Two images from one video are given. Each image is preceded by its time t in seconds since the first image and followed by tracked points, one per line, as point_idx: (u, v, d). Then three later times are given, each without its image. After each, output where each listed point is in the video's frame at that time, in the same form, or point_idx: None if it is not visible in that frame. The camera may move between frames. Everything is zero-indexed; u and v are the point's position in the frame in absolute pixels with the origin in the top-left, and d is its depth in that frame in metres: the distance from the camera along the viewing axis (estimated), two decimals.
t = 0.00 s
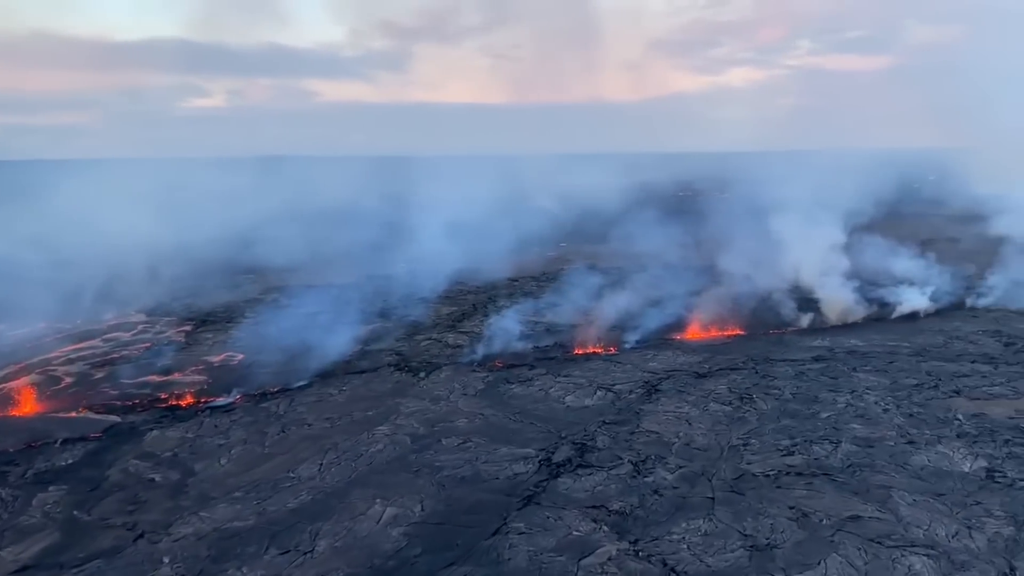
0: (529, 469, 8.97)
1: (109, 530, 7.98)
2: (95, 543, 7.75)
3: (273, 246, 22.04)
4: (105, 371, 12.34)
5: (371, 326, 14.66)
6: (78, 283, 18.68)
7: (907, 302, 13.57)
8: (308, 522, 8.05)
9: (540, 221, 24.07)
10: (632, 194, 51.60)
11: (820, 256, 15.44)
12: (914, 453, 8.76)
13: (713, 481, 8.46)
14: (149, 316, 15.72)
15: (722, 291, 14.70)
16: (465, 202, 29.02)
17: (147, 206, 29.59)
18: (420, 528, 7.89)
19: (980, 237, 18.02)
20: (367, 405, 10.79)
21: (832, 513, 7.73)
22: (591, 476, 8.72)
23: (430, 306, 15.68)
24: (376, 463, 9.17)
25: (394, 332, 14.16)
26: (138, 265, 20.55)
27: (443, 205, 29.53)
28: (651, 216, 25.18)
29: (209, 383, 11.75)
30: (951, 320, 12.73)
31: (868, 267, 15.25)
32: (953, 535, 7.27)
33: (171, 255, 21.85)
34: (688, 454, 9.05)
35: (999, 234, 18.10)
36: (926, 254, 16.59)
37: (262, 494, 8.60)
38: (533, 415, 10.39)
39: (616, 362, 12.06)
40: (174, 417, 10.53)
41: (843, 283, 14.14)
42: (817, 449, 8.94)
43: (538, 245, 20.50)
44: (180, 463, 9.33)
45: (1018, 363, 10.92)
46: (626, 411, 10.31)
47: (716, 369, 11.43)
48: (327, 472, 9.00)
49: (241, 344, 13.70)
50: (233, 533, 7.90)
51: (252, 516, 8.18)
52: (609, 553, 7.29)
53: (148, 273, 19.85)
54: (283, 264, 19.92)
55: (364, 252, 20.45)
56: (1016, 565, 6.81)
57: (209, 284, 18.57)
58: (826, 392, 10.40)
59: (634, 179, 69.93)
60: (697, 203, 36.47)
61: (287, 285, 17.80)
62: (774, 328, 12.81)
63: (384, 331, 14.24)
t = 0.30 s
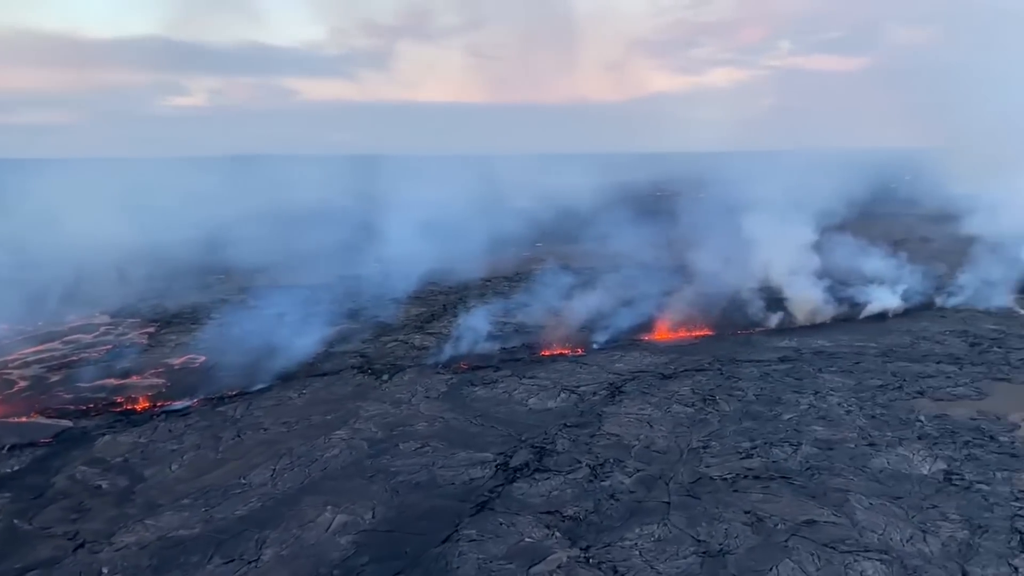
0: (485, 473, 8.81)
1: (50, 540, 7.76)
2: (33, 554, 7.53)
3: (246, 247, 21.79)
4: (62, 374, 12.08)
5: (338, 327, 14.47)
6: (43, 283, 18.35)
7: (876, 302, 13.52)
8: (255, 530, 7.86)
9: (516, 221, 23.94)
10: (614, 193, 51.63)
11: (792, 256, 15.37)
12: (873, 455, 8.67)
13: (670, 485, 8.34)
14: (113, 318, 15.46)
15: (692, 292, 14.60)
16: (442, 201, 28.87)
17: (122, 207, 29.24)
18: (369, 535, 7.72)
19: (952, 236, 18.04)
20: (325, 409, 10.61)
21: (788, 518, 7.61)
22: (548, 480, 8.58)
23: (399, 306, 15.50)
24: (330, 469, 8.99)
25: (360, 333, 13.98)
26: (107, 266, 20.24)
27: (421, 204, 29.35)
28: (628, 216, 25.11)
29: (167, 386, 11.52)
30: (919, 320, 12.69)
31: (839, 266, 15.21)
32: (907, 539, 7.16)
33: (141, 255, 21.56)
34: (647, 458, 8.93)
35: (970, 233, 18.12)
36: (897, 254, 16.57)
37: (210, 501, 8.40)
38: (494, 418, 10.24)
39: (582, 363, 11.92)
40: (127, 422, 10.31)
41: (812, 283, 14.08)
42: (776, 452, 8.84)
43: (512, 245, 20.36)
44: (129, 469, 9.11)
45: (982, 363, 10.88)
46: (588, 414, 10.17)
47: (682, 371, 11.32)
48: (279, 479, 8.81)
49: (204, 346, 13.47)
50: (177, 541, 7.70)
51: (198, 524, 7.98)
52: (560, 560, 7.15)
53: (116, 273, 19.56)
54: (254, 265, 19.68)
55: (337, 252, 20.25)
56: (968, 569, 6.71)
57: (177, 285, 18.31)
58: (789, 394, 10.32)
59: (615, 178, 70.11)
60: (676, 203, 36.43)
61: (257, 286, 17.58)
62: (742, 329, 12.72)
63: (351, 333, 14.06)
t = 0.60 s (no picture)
0: (441, 480, 8.63)
1: None
2: None
3: (218, 247, 21.53)
4: (17, 379, 11.80)
5: (305, 328, 14.25)
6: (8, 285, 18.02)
7: (848, 302, 13.42)
8: (200, 539, 7.64)
9: (493, 221, 23.76)
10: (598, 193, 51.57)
11: (764, 257, 15.26)
12: (835, 459, 8.55)
13: (627, 490, 8.18)
14: (77, 321, 15.17)
15: (664, 293, 14.47)
16: (421, 201, 28.67)
17: (96, 208, 28.86)
18: (317, 545, 7.52)
19: (926, 236, 18.00)
20: (284, 414, 10.40)
21: (744, 524, 7.46)
22: (504, 486, 8.40)
23: (369, 307, 15.29)
24: (283, 476, 8.78)
25: (326, 335, 13.76)
26: (75, 267, 19.91)
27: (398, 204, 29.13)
28: (607, 215, 24.98)
29: (123, 391, 11.28)
30: (889, 320, 12.60)
31: (812, 267, 15.11)
32: (864, 545, 7.02)
33: (113, 256, 21.26)
34: (607, 462, 8.77)
35: (945, 233, 18.09)
36: (871, 253, 16.50)
37: (157, 510, 8.18)
38: (455, 422, 10.05)
39: (548, 365, 11.75)
40: (79, 428, 10.07)
41: (784, 283, 13.96)
42: (737, 455, 8.70)
43: (487, 245, 20.18)
44: (76, 477, 8.87)
45: (950, 364, 10.79)
46: (551, 417, 10.01)
47: (648, 373, 11.17)
48: (229, 486, 8.60)
49: (166, 349, 13.22)
50: (118, 552, 7.47)
51: (142, 534, 7.75)
52: (509, 570, 6.97)
53: (85, 274, 19.24)
54: (226, 266, 19.41)
55: (310, 252, 20.00)
56: None
57: (146, 286, 18.02)
58: (755, 396, 10.19)
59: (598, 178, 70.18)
60: (657, 203, 36.36)
61: (227, 287, 17.32)
62: (712, 330, 12.59)
63: (317, 334, 13.84)
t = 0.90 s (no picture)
0: (406, 486, 8.46)
1: None
2: None
3: (197, 249, 21.33)
4: None
5: (279, 330, 14.07)
6: None
7: (826, 302, 13.31)
8: (156, 549, 7.45)
9: (476, 221, 23.62)
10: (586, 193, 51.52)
11: (744, 257, 15.16)
12: (805, 462, 8.42)
13: (594, 496, 8.03)
14: (48, 324, 14.96)
15: (642, 294, 14.34)
16: (404, 202, 28.52)
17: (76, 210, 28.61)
18: (275, 553, 7.34)
19: (907, 236, 17.94)
20: (251, 418, 10.22)
21: (711, 529, 7.33)
22: (470, 492, 8.24)
23: (345, 309, 15.12)
24: (245, 483, 8.61)
25: (300, 337, 13.59)
26: (50, 268, 19.66)
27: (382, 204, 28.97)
28: (590, 216, 24.87)
29: (89, 395, 11.08)
30: (867, 320, 12.50)
31: (791, 267, 15.02)
32: (831, 551, 6.89)
33: (90, 257, 21.04)
34: (575, 466, 8.63)
35: (925, 233, 18.04)
36: (851, 253, 16.41)
37: (113, 519, 7.98)
38: (424, 427, 9.89)
39: (522, 368, 11.60)
40: (40, 434, 9.87)
41: (762, 283, 13.85)
42: (707, 459, 8.57)
43: (468, 246, 20.04)
44: (34, 485, 8.67)
45: (926, 365, 10.69)
46: (522, 421, 9.85)
47: (623, 375, 11.03)
48: (190, 494, 8.41)
49: (136, 352, 13.03)
50: (69, 563, 7.27)
51: (96, 543, 7.55)
52: None
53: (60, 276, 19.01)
54: (203, 267, 19.20)
55: (289, 254, 19.81)
56: None
57: (121, 288, 17.81)
58: (728, 398, 10.06)
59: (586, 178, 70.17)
60: (643, 203, 36.31)
61: (203, 288, 17.13)
62: (688, 331, 12.46)
63: (290, 337, 13.66)
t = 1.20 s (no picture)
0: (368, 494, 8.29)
1: None
2: None
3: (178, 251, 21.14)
4: None
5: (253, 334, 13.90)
6: None
7: (805, 303, 13.18)
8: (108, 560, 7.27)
9: (459, 223, 23.51)
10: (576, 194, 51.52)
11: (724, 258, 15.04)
12: (774, 468, 8.27)
13: (558, 504, 7.87)
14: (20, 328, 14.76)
15: (621, 296, 14.20)
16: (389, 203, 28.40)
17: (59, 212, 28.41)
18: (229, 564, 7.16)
19: (888, 236, 17.87)
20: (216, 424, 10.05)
21: (674, 538, 7.17)
22: (431, 501, 8.07)
23: (321, 312, 14.97)
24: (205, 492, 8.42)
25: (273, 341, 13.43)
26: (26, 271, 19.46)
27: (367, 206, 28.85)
28: (573, 217, 24.78)
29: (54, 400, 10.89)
30: (845, 322, 12.37)
31: (771, 267, 14.90)
32: (794, 560, 6.73)
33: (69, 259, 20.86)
34: (540, 473, 8.47)
35: (906, 233, 17.96)
36: (832, 254, 16.31)
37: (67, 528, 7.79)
38: (392, 433, 9.72)
39: (495, 372, 11.44)
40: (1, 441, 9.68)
41: (741, 285, 13.72)
42: (675, 466, 8.42)
43: (450, 248, 19.92)
44: None
45: (901, 367, 10.56)
46: (490, 427, 9.69)
47: (596, 379, 10.88)
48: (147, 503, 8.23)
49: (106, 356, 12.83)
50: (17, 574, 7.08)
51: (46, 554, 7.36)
52: None
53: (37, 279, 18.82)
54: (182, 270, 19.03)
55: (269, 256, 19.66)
56: None
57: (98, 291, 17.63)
58: (701, 402, 9.91)
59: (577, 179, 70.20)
60: (631, 203, 36.27)
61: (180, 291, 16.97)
62: (665, 334, 12.32)
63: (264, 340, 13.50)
